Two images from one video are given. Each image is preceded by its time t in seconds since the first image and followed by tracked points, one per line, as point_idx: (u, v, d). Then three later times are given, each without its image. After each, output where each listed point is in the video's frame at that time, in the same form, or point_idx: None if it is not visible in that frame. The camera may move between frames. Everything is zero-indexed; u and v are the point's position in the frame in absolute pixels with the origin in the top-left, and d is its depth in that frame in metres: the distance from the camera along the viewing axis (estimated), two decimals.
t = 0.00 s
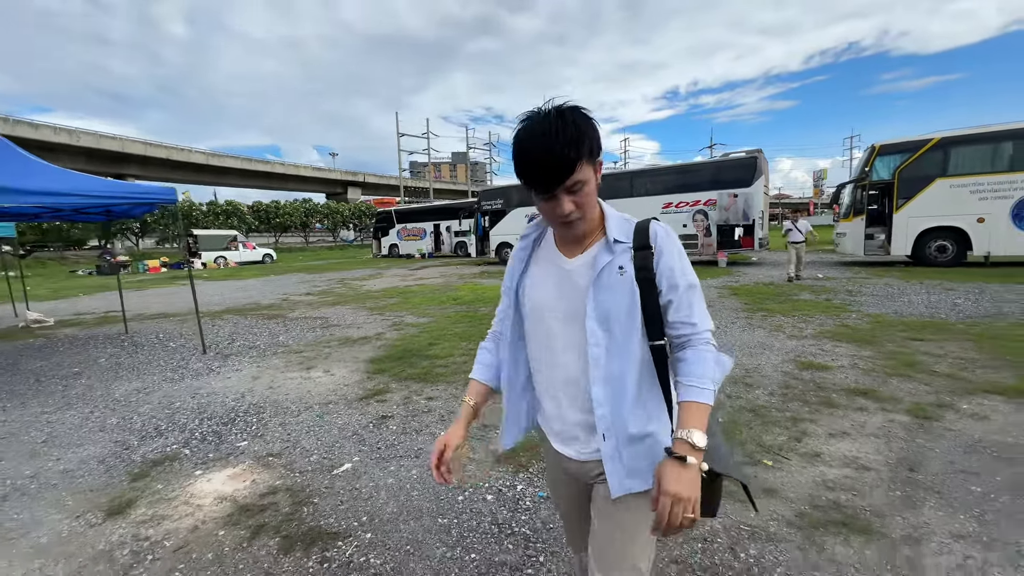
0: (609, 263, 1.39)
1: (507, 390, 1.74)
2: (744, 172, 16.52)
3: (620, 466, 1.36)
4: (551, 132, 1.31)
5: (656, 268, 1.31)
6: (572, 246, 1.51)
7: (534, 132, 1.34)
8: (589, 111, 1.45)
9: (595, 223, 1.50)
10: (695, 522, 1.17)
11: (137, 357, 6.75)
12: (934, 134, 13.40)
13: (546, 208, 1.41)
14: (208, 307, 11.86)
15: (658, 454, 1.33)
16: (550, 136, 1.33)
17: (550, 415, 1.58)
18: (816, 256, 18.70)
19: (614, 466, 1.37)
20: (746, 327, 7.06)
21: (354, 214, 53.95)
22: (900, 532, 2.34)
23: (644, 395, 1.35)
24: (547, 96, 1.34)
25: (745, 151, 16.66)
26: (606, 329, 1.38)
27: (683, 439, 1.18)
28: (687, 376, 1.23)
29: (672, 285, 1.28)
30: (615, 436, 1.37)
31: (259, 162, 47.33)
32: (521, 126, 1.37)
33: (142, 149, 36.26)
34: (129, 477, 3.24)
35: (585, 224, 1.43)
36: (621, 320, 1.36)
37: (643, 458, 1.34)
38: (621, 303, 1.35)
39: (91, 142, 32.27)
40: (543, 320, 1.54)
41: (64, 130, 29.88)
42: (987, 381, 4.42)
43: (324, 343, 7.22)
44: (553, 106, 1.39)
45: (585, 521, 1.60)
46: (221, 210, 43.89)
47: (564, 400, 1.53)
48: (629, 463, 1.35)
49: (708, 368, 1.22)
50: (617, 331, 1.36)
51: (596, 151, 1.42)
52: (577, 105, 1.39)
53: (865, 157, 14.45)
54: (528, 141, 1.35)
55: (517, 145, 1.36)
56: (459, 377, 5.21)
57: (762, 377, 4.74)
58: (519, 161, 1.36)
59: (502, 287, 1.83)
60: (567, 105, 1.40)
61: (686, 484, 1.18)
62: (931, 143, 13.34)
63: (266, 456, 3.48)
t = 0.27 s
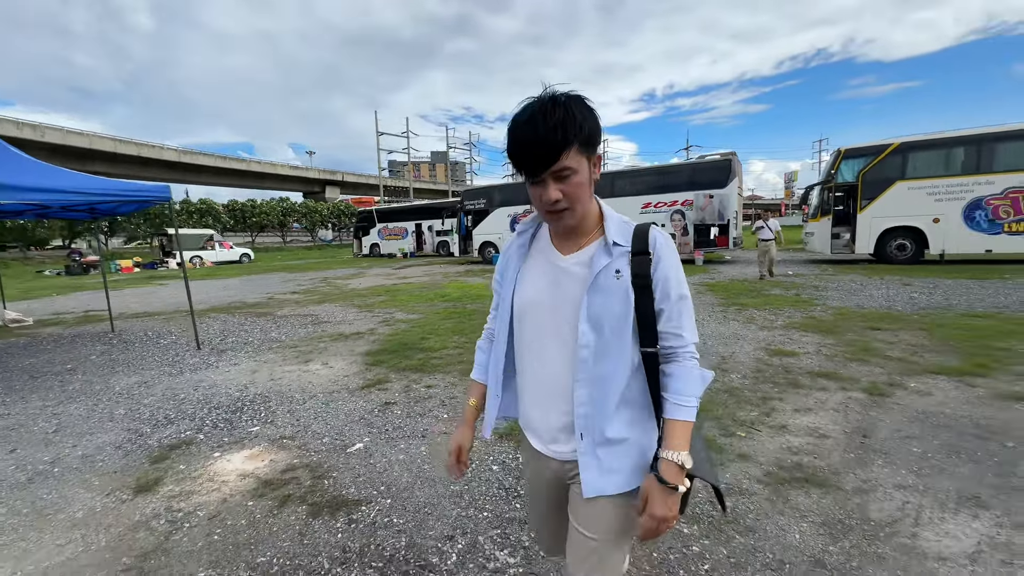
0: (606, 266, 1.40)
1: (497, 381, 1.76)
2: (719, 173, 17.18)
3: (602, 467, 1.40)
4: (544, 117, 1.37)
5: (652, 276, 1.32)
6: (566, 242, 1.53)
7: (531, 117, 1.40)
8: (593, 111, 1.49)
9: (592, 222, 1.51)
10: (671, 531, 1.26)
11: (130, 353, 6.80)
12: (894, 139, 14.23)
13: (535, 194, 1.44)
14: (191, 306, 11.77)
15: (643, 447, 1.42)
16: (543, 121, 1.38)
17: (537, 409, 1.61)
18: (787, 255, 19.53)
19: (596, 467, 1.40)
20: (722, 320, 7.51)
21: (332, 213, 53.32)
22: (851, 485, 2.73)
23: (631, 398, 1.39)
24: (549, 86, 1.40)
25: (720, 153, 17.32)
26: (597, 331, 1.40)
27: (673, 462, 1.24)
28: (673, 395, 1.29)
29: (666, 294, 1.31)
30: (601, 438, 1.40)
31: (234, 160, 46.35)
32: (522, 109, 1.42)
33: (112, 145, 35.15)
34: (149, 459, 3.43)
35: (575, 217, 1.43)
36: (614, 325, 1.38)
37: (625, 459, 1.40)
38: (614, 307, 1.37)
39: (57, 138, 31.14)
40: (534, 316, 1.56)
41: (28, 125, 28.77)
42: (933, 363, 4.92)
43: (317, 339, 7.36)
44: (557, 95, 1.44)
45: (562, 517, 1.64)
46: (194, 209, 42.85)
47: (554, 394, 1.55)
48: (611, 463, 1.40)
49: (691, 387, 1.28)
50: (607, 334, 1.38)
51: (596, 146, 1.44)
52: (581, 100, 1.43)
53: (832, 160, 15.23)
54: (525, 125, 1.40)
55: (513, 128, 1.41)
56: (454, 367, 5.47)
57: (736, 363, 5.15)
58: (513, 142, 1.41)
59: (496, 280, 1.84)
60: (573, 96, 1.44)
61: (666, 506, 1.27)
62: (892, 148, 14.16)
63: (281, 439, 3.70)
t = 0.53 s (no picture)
0: (589, 254, 1.43)
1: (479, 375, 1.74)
2: (693, 177, 17.88)
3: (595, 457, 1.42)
4: (518, 101, 1.41)
5: (634, 262, 1.38)
6: (546, 230, 1.54)
7: (505, 101, 1.43)
8: (574, 101, 1.50)
9: (571, 210, 1.53)
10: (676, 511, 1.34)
11: (117, 352, 6.81)
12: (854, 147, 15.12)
13: (511, 178, 1.45)
14: (170, 306, 11.63)
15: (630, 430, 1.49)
16: (518, 106, 1.42)
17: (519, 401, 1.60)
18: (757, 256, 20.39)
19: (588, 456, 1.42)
20: (695, 317, 7.97)
21: (308, 212, 52.50)
22: (806, 457, 3.12)
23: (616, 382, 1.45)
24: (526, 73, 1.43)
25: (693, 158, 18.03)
26: (583, 320, 1.44)
27: (670, 447, 1.33)
28: (664, 379, 1.36)
29: (648, 280, 1.37)
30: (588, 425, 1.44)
31: (205, 157, 45.17)
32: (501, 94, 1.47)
33: (75, 140, 33.83)
34: (161, 449, 3.60)
35: (548, 203, 1.44)
36: (599, 312, 1.42)
37: (612, 445, 1.46)
38: (599, 295, 1.41)
39: (16, 131, 29.81)
40: (517, 308, 1.56)
41: None
42: (882, 354, 5.44)
43: (306, 338, 7.50)
44: (536, 81, 1.47)
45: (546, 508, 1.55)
46: (163, 207, 41.59)
47: (536, 384, 1.56)
48: (600, 449, 1.44)
49: (683, 370, 1.35)
50: (593, 322, 1.43)
51: (574, 133, 1.46)
52: (561, 88, 1.45)
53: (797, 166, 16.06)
54: (503, 109, 1.43)
55: (491, 112, 1.44)
56: (445, 362, 5.73)
57: (708, 356, 5.58)
58: (491, 125, 1.44)
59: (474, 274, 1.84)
60: (552, 83, 1.47)
61: (671, 490, 1.35)
62: (852, 156, 15.05)
63: (287, 428, 3.91)
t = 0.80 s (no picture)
0: (581, 271, 1.38)
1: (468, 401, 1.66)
2: (676, 181, 18.35)
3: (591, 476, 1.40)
4: (495, 118, 1.37)
5: (627, 279, 1.33)
6: (535, 248, 1.49)
7: (483, 119, 1.40)
8: (556, 114, 1.46)
9: (559, 225, 1.47)
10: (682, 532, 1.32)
11: (111, 348, 6.82)
12: (829, 154, 15.75)
13: (491, 197, 1.42)
14: (157, 304, 11.54)
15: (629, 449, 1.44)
16: (495, 123, 1.38)
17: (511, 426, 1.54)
18: (737, 258, 21.00)
19: (584, 476, 1.39)
20: (679, 315, 8.28)
21: (291, 211, 51.87)
22: (783, 439, 3.42)
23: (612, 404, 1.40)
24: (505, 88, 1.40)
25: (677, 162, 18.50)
26: (578, 340, 1.38)
27: (671, 464, 1.30)
28: (663, 399, 1.32)
29: (642, 296, 1.33)
30: (587, 448, 1.40)
31: (185, 154, 44.26)
32: (480, 112, 1.44)
33: (48, 134, 32.82)
34: (174, 437, 3.73)
35: (532, 221, 1.39)
36: (595, 331, 1.36)
37: (613, 466, 1.41)
38: (594, 313, 1.36)
39: None
40: (508, 328, 1.49)
41: None
42: (853, 349, 5.83)
43: (301, 335, 7.60)
44: (516, 96, 1.43)
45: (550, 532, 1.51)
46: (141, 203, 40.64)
47: (528, 408, 1.50)
48: (600, 473, 1.40)
49: (682, 388, 1.31)
50: (588, 342, 1.37)
51: (557, 148, 1.41)
52: (541, 103, 1.41)
53: (775, 171, 16.65)
54: (481, 127, 1.40)
55: (469, 131, 1.41)
56: (442, 357, 5.93)
57: (692, 351, 5.89)
58: (470, 144, 1.40)
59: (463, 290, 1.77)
60: (533, 97, 1.43)
61: (675, 509, 1.34)
62: (827, 162, 15.68)
63: (296, 418, 4.08)
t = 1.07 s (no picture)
0: (584, 272, 1.31)
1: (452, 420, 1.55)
2: (665, 186, 18.77)
3: (587, 493, 1.30)
4: (490, 116, 1.31)
5: (630, 282, 1.27)
6: (532, 253, 1.41)
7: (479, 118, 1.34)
8: (555, 113, 1.40)
9: (556, 228, 1.40)
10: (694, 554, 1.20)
11: (113, 346, 6.91)
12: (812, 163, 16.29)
13: (486, 198, 1.34)
14: (151, 302, 11.55)
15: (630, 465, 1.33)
16: (492, 121, 1.32)
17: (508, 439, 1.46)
18: (724, 262, 21.52)
19: (582, 494, 1.30)
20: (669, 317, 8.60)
21: (280, 211, 51.50)
22: (766, 429, 3.73)
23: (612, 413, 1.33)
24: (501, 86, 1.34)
25: (666, 168, 18.93)
26: (578, 347, 1.30)
27: (681, 478, 1.22)
28: (666, 406, 1.24)
29: (644, 298, 1.27)
30: (590, 463, 1.31)
31: (172, 151, 43.71)
32: (475, 112, 1.38)
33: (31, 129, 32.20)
34: (195, 428, 3.91)
35: (528, 222, 1.32)
36: (597, 336, 1.28)
37: (614, 482, 1.32)
38: (596, 317, 1.28)
39: None
40: (504, 338, 1.41)
41: None
42: (832, 349, 6.19)
43: (302, 334, 7.75)
44: (512, 94, 1.37)
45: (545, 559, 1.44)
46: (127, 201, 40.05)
47: (524, 422, 1.42)
48: (598, 489, 1.30)
49: (684, 396, 1.24)
50: (589, 349, 1.29)
51: (554, 148, 1.35)
52: (539, 101, 1.35)
53: (761, 179, 17.15)
54: (476, 126, 1.34)
55: (463, 132, 1.35)
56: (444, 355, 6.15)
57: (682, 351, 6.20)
58: (464, 144, 1.34)
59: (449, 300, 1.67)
60: (530, 96, 1.38)
61: (687, 528, 1.22)
62: (810, 171, 16.21)
63: (309, 411, 4.28)
